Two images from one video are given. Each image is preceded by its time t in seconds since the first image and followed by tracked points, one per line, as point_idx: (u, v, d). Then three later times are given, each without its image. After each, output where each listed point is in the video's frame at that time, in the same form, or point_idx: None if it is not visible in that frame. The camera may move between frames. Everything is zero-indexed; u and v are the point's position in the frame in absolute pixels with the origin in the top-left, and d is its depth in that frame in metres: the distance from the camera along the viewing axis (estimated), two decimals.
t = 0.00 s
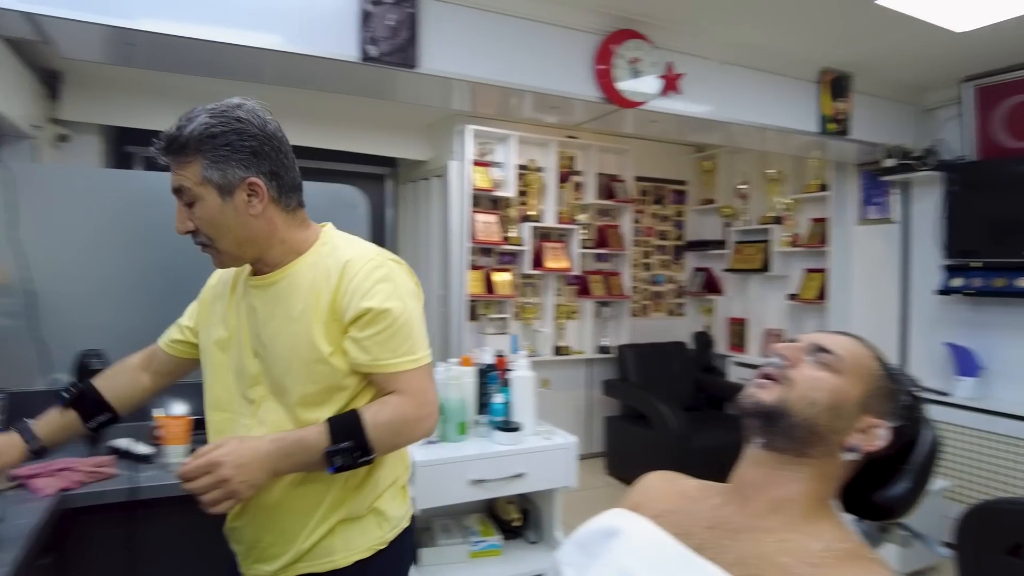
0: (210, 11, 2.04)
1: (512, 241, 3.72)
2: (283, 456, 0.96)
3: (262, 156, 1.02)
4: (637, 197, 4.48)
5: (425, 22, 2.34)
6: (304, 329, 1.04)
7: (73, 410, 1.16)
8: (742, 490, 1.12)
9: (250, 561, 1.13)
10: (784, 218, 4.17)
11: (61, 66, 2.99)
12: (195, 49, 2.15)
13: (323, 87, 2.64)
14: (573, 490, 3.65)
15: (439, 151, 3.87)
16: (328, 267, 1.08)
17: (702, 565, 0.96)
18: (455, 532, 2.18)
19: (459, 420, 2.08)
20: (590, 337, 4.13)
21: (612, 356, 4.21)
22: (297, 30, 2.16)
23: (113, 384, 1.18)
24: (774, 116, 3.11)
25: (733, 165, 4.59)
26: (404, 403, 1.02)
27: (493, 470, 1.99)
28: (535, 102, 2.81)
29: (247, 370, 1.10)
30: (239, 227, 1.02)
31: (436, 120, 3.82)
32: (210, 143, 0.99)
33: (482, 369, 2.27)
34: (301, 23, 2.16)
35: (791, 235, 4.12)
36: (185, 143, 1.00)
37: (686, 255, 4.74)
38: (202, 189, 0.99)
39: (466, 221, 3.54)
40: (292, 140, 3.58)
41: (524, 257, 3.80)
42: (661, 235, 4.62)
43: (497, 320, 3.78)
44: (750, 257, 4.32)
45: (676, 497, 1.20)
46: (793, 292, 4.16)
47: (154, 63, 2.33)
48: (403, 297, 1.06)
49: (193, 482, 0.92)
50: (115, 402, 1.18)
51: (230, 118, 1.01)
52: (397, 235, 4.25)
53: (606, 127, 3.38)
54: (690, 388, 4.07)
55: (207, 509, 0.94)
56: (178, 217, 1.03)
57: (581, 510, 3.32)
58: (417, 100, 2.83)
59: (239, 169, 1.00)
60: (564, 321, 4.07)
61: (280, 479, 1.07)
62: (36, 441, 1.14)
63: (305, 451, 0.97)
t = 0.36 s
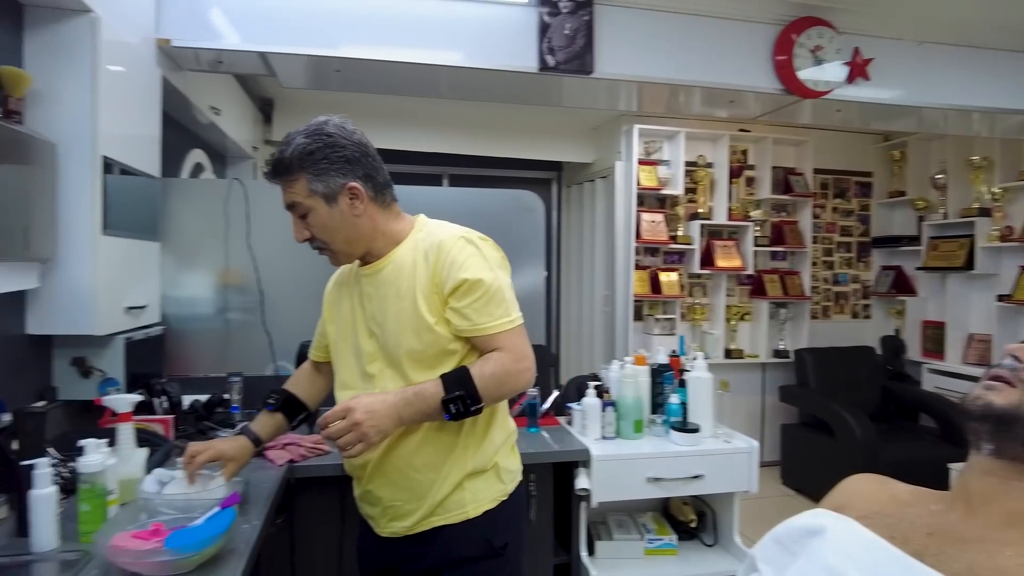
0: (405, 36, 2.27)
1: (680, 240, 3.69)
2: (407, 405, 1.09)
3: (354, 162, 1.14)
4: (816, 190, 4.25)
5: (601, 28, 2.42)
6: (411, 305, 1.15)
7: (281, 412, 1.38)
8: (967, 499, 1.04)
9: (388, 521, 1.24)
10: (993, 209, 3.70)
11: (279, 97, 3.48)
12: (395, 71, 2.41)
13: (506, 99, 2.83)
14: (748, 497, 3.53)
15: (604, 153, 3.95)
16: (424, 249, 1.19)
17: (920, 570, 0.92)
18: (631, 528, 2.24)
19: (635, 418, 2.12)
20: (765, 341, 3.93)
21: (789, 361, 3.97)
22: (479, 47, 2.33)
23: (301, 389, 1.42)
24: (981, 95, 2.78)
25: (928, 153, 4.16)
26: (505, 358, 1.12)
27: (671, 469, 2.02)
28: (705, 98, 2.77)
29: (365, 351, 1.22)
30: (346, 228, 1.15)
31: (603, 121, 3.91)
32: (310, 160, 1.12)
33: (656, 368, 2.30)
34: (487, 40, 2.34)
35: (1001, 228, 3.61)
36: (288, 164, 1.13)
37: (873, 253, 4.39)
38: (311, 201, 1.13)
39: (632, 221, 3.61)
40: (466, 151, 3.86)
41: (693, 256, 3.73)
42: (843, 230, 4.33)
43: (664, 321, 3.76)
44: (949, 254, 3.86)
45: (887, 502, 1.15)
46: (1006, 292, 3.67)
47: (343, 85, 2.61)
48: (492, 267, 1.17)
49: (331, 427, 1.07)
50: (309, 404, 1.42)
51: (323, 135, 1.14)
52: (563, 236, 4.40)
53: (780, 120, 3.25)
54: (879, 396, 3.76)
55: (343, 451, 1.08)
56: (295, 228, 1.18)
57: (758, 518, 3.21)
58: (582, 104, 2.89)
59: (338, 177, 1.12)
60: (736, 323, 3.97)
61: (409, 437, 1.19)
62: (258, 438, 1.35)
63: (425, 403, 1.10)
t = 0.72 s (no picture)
0: (521, 40, 2.31)
1: (809, 237, 3.46)
2: (498, 393, 1.11)
3: (457, 169, 1.17)
4: (966, 179, 3.83)
5: (724, 17, 2.32)
6: (506, 301, 1.17)
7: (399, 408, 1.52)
8: None
9: (481, 507, 1.26)
10: None
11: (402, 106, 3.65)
12: (511, 75, 2.45)
13: (619, 96, 2.78)
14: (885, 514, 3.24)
15: (727, 146, 3.79)
16: (518, 247, 1.20)
17: None
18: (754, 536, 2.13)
19: (762, 425, 2.02)
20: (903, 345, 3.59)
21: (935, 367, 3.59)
22: (596, 45, 2.31)
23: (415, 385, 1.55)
24: None
25: None
26: (593, 355, 1.10)
27: (801, 478, 1.90)
28: (839, 84, 2.58)
29: (466, 345, 1.25)
30: (452, 231, 1.18)
31: (724, 114, 3.75)
32: (417, 168, 1.15)
33: (785, 372, 2.16)
34: (604, 37, 2.31)
35: None
36: (397, 174, 1.17)
37: None
38: (419, 207, 1.16)
39: (756, 217, 3.44)
40: (582, 151, 3.85)
41: (824, 253, 3.47)
42: (1000, 223, 3.87)
43: (792, 323, 3.54)
44: None
45: None
46: None
47: (464, 91, 2.70)
48: (584, 264, 1.16)
49: (428, 411, 1.11)
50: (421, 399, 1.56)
51: (428, 144, 1.17)
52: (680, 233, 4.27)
53: (926, 104, 2.96)
54: None
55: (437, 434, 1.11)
56: (405, 233, 1.22)
57: (898, 537, 2.94)
58: (702, 97, 2.79)
59: (442, 183, 1.15)
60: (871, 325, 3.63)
61: (502, 426, 1.20)
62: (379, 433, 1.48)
63: (515, 393, 1.10)
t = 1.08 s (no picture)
0: (578, 37, 2.28)
1: (882, 234, 3.29)
2: (543, 398, 1.10)
3: (526, 167, 1.16)
4: None
5: (791, 7, 2.23)
6: (563, 303, 1.16)
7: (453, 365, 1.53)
8: None
9: (517, 505, 1.26)
10: None
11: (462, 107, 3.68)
12: (568, 73, 2.43)
13: (680, 91, 2.72)
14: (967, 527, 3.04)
15: (795, 140, 3.64)
16: (580, 249, 1.18)
17: None
18: (821, 544, 2.04)
19: (830, 428, 1.94)
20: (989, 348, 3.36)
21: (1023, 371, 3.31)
22: (656, 40, 2.27)
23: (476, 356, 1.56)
24: None
25: None
26: (645, 367, 1.08)
27: (872, 485, 1.80)
28: (916, 73, 2.43)
29: (520, 342, 1.25)
30: (519, 229, 1.18)
31: (792, 106, 3.61)
32: (486, 167, 1.14)
33: (854, 374, 2.06)
34: (663, 33, 2.27)
35: None
36: (466, 172, 1.16)
37: None
38: (487, 205, 1.16)
39: (825, 213, 3.30)
40: (643, 148, 3.79)
41: (898, 252, 3.29)
42: None
43: (864, 324, 3.36)
44: None
45: None
46: None
47: (523, 91, 2.70)
48: (647, 273, 1.13)
49: (474, 408, 1.13)
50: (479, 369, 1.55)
51: (497, 142, 1.16)
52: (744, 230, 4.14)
53: (1015, 90, 2.75)
54: None
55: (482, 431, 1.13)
56: (471, 230, 1.22)
57: (980, 553, 2.75)
58: (769, 90, 2.70)
59: (511, 182, 1.14)
60: (951, 326, 3.42)
61: (545, 426, 1.19)
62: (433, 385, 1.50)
63: (561, 398, 1.09)
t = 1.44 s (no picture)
0: (606, 35, 2.27)
1: (923, 232, 3.18)
2: (562, 409, 1.10)
3: (559, 166, 1.14)
4: None
5: None
6: (592, 308, 1.15)
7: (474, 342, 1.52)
8: None
9: (536, 506, 1.25)
10: None
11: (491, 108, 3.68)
12: (597, 71, 2.41)
13: (712, 88, 2.68)
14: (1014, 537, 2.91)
15: (832, 137, 3.55)
16: (612, 256, 1.16)
17: None
18: (856, 551, 1.99)
19: (866, 432, 1.88)
20: None
21: None
22: (686, 35, 2.24)
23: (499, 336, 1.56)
24: None
25: None
26: (667, 384, 1.05)
27: (909, 491, 1.74)
28: (959, 65, 2.35)
29: (547, 341, 1.25)
30: (552, 230, 1.17)
31: (829, 102, 3.52)
32: (519, 166, 1.13)
33: (892, 377, 2.01)
34: (693, 29, 2.23)
35: None
36: (498, 171, 1.15)
37: None
38: (519, 205, 1.15)
39: (862, 211, 3.21)
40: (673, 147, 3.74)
41: (940, 251, 3.18)
42: None
43: (903, 325, 3.22)
44: None
45: None
46: None
47: (552, 90, 2.69)
48: (679, 288, 1.10)
49: (491, 414, 1.12)
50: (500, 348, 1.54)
51: (530, 140, 1.15)
52: (779, 229, 4.06)
53: None
54: None
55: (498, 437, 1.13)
56: (502, 229, 1.22)
57: None
58: (804, 85, 2.64)
59: (544, 182, 1.13)
60: (996, 328, 3.28)
61: (564, 430, 1.19)
62: (453, 357, 1.50)
63: (580, 410, 1.09)
